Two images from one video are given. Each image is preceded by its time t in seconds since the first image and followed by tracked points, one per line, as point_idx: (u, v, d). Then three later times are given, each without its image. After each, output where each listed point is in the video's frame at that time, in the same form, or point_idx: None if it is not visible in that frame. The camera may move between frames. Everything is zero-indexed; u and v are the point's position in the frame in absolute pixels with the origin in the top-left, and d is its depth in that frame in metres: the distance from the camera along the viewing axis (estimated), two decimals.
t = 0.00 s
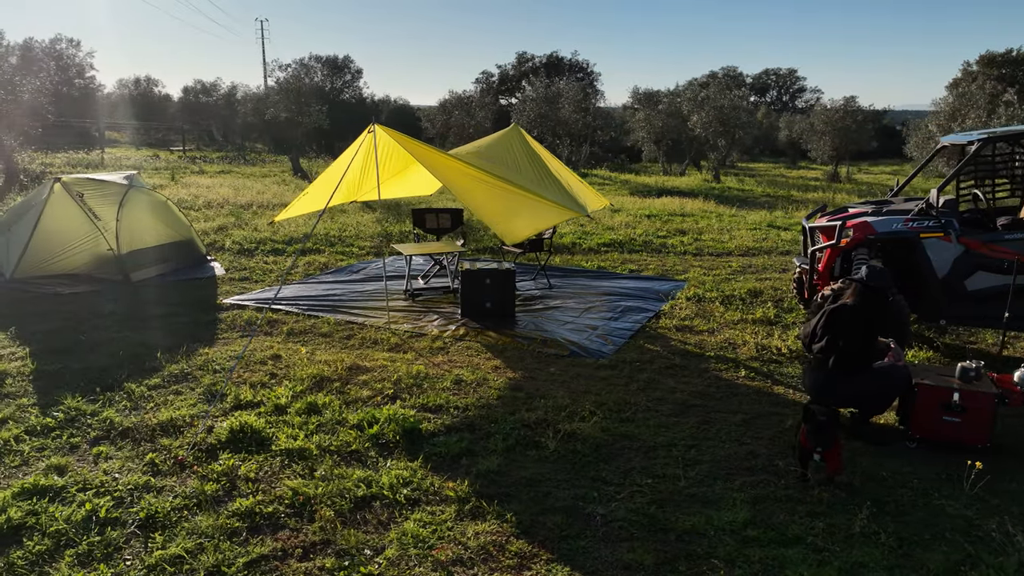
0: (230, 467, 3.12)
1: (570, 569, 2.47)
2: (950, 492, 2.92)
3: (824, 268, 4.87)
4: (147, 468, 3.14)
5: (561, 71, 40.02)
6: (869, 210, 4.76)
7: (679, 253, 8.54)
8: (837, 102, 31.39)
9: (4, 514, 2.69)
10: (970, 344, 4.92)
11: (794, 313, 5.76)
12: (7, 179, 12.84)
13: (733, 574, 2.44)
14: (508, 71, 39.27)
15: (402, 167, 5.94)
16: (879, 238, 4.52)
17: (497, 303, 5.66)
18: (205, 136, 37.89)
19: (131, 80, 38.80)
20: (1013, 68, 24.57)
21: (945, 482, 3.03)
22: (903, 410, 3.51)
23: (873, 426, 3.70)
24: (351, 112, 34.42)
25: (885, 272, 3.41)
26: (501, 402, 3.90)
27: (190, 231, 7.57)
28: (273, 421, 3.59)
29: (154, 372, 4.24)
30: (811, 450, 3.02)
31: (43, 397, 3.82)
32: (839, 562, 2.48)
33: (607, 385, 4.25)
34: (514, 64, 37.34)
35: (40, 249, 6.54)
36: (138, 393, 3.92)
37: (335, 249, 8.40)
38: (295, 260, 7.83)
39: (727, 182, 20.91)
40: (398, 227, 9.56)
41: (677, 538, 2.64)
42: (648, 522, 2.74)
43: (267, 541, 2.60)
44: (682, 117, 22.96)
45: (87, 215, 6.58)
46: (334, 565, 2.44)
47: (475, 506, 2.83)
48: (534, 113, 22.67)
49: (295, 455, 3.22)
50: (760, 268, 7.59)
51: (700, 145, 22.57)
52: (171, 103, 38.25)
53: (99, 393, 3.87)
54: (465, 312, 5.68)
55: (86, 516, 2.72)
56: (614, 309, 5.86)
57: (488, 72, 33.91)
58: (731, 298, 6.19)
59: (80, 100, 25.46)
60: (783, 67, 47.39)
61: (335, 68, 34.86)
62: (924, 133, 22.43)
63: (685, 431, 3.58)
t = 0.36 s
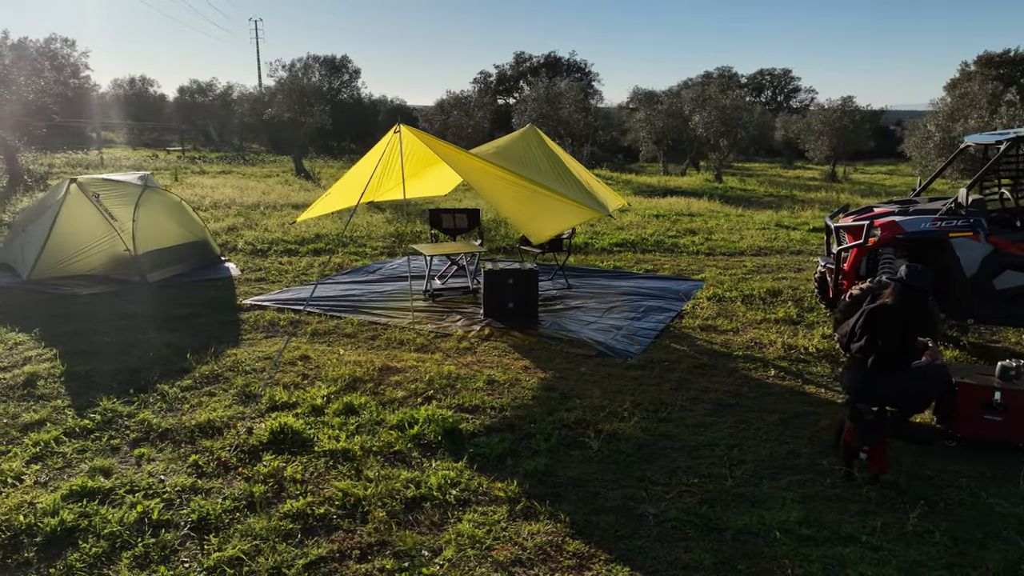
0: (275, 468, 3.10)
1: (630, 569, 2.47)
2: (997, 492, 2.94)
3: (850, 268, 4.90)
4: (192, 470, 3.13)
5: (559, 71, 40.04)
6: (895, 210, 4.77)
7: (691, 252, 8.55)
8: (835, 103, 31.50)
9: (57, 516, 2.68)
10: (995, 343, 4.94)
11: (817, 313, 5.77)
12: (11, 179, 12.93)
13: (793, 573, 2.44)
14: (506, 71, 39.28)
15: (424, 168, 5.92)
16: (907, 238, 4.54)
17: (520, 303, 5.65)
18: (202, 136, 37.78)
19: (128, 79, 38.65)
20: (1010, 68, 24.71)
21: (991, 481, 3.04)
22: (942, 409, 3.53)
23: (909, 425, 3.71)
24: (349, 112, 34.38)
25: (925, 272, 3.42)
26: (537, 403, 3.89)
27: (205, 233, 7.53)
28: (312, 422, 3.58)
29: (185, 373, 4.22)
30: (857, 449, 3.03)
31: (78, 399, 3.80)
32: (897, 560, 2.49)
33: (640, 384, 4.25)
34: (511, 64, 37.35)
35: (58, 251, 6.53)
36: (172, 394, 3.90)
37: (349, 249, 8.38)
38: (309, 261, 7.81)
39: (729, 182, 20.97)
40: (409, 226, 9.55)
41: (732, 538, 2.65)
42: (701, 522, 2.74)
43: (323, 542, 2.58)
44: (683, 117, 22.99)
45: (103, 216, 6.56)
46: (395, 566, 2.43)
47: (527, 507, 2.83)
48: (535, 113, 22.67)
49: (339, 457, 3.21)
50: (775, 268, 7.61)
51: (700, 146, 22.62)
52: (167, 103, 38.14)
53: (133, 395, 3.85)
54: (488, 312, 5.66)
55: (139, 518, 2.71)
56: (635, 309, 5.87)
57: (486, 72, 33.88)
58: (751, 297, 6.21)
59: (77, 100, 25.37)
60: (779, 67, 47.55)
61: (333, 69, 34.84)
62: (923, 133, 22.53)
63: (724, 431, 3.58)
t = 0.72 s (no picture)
0: (322, 470, 3.09)
1: (691, 569, 2.47)
2: None
3: (875, 268, 4.93)
4: (237, 473, 3.11)
5: (555, 71, 40.07)
6: (920, 210, 4.81)
7: (703, 252, 8.58)
8: (830, 103, 31.65)
9: (110, 519, 2.66)
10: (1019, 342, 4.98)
11: (837, 312, 5.80)
12: (13, 179, 12.87)
13: (853, 572, 2.45)
14: (502, 71, 39.28)
15: (445, 169, 5.92)
16: (933, 238, 4.57)
17: (542, 303, 5.64)
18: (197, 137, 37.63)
19: (121, 80, 38.44)
20: (1005, 69, 24.89)
21: None
22: (979, 408, 3.55)
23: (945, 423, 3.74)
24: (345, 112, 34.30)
25: (964, 272, 3.44)
26: (573, 404, 3.89)
27: (219, 235, 7.48)
28: (351, 424, 3.56)
29: (217, 375, 4.20)
30: (904, 448, 3.04)
31: (112, 401, 3.79)
32: (955, 559, 2.50)
33: (672, 385, 4.26)
34: (507, 64, 37.36)
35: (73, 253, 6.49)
36: (206, 396, 3.89)
37: (361, 250, 8.36)
38: (323, 261, 7.79)
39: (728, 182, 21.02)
40: (419, 227, 9.54)
41: (788, 537, 2.65)
42: (754, 522, 2.75)
43: (381, 545, 2.58)
44: (681, 116, 23.03)
45: (118, 217, 6.51)
46: (457, 568, 2.43)
47: (580, 508, 2.83)
48: (534, 113, 22.67)
49: (384, 458, 3.20)
50: (789, 268, 7.64)
51: (699, 146, 22.67)
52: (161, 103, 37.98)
53: (168, 397, 3.83)
54: (510, 312, 5.66)
55: (192, 522, 2.69)
56: (656, 309, 5.88)
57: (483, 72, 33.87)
58: (770, 297, 6.23)
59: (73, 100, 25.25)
60: (772, 68, 47.73)
61: (329, 69, 34.73)
62: (920, 133, 22.65)
63: (763, 430, 3.59)
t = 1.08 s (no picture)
0: (368, 471, 3.08)
1: (751, 567, 2.47)
2: None
3: (897, 266, 4.97)
4: (282, 474, 3.10)
5: (550, 71, 40.08)
6: (944, 210, 4.84)
7: (714, 252, 8.60)
8: (824, 104, 31.79)
9: (164, 522, 2.65)
10: None
11: (857, 311, 5.82)
12: (13, 179, 12.73)
13: (912, 568, 2.47)
14: (496, 71, 39.25)
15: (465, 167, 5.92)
16: (958, 237, 4.60)
17: (564, 303, 5.65)
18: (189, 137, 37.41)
19: (113, 79, 38.19)
20: (999, 69, 25.08)
21: None
22: (1013, 405, 3.59)
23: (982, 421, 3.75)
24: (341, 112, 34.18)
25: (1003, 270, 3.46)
26: (608, 403, 3.90)
27: (232, 235, 7.43)
28: (391, 424, 3.56)
29: (247, 376, 4.19)
30: (948, 446, 3.05)
31: (147, 403, 3.76)
32: (1012, 555, 2.51)
33: (703, 383, 4.27)
34: (502, 64, 37.34)
35: (87, 254, 6.45)
36: (240, 397, 3.87)
37: (373, 250, 8.34)
38: (336, 262, 7.77)
39: (727, 181, 21.09)
40: (428, 227, 9.52)
41: (842, 535, 2.66)
42: (806, 520, 2.76)
43: (437, 546, 2.57)
44: (679, 116, 23.08)
45: (132, 217, 6.46)
46: (519, 569, 2.43)
47: (631, 507, 2.83)
48: (533, 113, 22.67)
49: (429, 459, 3.20)
50: (801, 267, 7.67)
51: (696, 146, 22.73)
52: (154, 103, 37.75)
53: (202, 399, 3.81)
54: (532, 312, 5.66)
55: (245, 524, 2.68)
56: (677, 308, 5.89)
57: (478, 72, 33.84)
58: (787, 296, 6.26)
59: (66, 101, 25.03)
60: (765, 68, 47.97)
61: (325, 69, 34.60)
62: (915, 133, 22.79)
63: (801, 429, 3.61)
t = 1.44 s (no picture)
0: (411, 472, 3.07)
1: (805, 565, 2.48)
2: None
3: (917, 265, 5.02)
4: (324, 476, 3.08)
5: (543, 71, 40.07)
6: (964, 209, 4.90)
7: (723, 251, 8.63)
8: (817, 104, 31.94)
9: (213, 524, 2.63)
10: None
11: (872, 310, 5.86)
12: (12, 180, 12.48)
13: (964, 565, 2.48)
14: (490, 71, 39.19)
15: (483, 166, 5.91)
16: (980, 236, 4.66)
17: (582, 303, 5.64)
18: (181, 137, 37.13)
19: (104, 79, 37.86)
20: (991, 70, 25.30)
21: None
22: None
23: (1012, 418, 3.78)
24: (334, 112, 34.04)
25: None
26: (640, 403, 3.90)
27: (242, 237, 7.40)
28: (426, 425, 3.55)
29: (275, 377, 4.16)
30: (988, 443, 3.06)
31: (178, 405, 3.74)
32: None
33: (730, 383, 4.29)
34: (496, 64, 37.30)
35: (99, 256, 6.40)
36: (271, 399, 3.85)
37: (383, 250, 8.31)
38: (346, 262, 7.74)
39: (724, 181, 21.15)
40: (435, 227, 9.50)
41: (891, 533, 2.68)
42: (853, 518, 2.78)
43: (490, 547, 2.57)
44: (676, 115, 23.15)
45: (144, 218, 6.42)
46: (576, 570, 2.43)
47: (678, 507, 2.84)
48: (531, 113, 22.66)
49: (469, 459, 3.19)
50: (811, 266, 7.70)
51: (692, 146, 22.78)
52: (145, 103, 37.43)
53: (233, 401, 3.79)
54: (551, 312, 5.65)
55: (295, 526, 2.67)
56: (694, 308, 5.89)
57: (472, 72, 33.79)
58: (802, 295, 6.29)
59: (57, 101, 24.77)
60: (756, 69, 48.16)
61: (318, 68, 34.45)
62: (909, 133, 22.95)
63: (834, 428, 3.62)
